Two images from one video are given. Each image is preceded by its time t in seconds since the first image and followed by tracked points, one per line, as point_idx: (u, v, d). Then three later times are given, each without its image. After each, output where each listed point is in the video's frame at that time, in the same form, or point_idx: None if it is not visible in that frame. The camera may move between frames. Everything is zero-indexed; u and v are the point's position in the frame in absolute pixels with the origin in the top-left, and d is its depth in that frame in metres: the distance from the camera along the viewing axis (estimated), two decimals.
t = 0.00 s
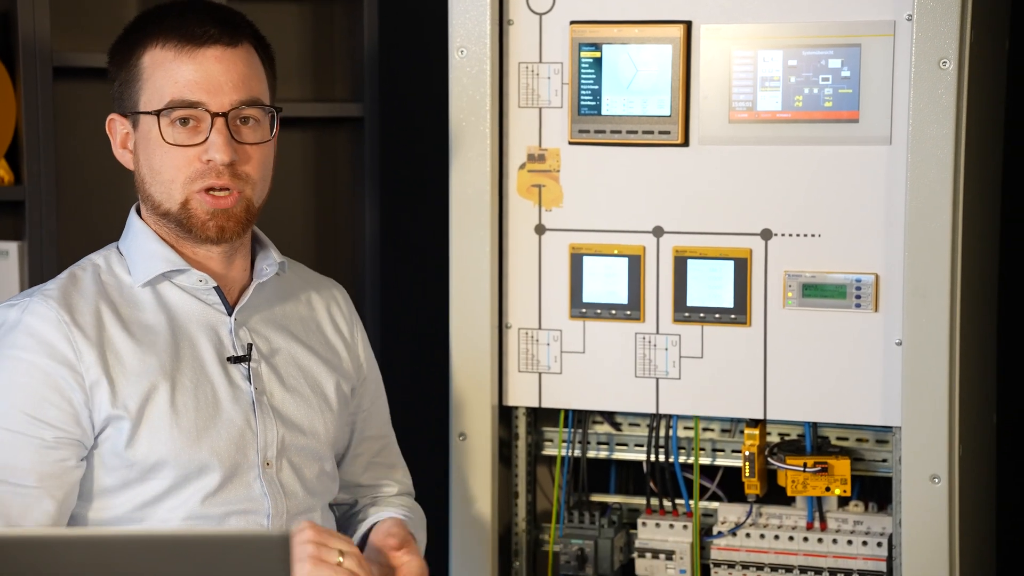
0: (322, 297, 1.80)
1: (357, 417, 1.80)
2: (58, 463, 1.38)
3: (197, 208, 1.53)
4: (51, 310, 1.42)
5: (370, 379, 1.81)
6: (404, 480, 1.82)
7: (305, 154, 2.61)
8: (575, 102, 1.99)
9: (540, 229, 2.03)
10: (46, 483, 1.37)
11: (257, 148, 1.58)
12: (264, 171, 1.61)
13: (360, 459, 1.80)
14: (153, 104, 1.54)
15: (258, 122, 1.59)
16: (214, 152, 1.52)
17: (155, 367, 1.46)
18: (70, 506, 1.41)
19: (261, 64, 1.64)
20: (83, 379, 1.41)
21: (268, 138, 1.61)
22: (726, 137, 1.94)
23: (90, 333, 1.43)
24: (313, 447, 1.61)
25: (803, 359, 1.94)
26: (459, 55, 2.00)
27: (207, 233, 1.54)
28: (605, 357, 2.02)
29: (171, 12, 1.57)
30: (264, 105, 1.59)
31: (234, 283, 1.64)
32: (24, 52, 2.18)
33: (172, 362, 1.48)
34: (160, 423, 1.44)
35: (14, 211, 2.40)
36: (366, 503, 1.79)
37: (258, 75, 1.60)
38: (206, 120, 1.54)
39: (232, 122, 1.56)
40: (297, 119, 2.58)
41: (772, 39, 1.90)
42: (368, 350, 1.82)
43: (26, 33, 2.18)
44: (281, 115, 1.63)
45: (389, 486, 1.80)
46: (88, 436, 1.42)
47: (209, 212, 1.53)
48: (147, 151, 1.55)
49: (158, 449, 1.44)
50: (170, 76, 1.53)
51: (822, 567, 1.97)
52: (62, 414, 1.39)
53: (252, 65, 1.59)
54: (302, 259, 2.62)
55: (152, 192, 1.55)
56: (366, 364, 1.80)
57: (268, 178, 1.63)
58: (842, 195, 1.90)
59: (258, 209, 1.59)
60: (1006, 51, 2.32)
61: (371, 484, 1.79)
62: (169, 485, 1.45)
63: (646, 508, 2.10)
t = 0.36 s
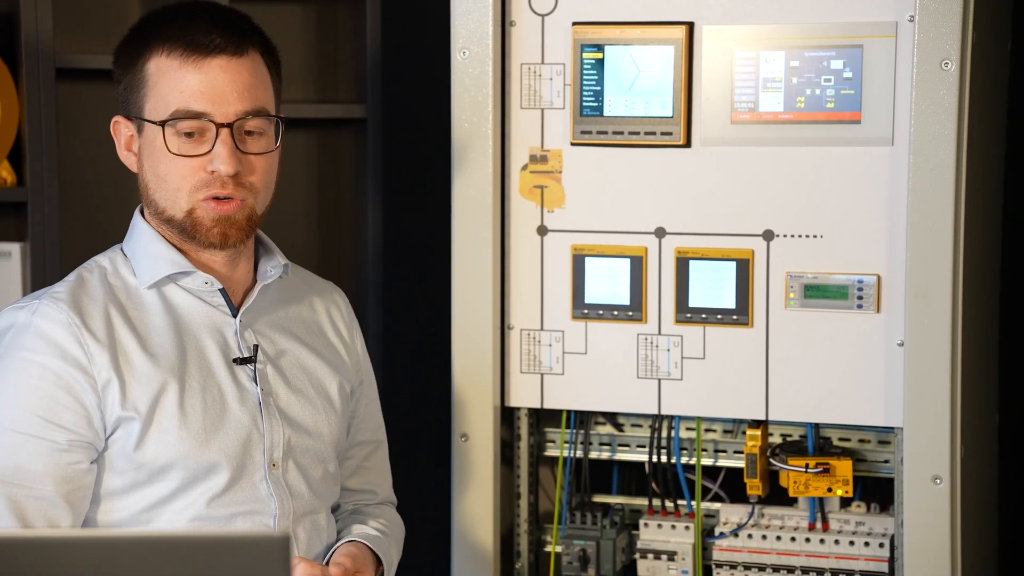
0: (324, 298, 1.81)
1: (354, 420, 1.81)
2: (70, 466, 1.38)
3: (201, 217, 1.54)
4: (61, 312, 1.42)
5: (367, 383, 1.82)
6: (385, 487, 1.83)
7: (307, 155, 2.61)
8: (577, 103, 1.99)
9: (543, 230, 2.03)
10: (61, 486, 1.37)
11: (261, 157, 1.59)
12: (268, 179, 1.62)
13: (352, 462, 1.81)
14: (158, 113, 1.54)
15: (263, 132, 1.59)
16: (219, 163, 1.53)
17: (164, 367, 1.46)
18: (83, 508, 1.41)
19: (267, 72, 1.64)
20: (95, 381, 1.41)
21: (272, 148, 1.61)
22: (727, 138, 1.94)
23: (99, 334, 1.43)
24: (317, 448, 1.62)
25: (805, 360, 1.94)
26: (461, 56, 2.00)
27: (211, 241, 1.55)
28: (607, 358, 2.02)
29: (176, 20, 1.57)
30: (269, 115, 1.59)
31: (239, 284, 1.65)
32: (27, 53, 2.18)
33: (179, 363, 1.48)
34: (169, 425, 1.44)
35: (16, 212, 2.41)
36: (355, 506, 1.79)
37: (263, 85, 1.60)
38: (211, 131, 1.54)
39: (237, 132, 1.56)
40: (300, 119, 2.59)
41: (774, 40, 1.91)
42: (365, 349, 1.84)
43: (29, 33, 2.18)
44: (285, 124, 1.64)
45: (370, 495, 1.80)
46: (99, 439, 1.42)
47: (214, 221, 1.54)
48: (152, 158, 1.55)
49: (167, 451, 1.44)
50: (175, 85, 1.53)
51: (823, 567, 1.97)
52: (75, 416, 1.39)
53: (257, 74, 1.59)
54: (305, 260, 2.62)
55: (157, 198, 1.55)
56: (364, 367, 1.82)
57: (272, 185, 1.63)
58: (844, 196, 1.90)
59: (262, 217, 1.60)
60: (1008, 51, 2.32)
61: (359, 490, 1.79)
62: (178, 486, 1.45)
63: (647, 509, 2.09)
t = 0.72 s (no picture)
0: (325, 298, 1.81)
1: (354, 420, 1.82)
2: (72, 465, 1.39)
3: (209, 221, 1.54)
4: (64, 311, 1.42)
5: (366, 384, 1.82)
6: (384, 485, 1.83)
7: (310, 154, 2.61)
8: (580, 102, 1.99)
9: (545, 230, 2.03)
10: (64, 486, 1.38)
11: (266, 159, 1.59)
12: (273, 180, 1.62)
13: (351, 461, 1.81)
14: (164, 117, 1.54)
15: (268, 134, 1.60)
16: (226, 166, 1.53)
17: (168, 367, 1.46)
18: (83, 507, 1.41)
19: (270, 73, 1.64)
20: (97, 381, 1.41)
21: (277, 150, 1.62)
22: (730, 137, 1.94)
23: (102, 333, 1.43)
24: (318, 448, 1.62)
25: (808, 359, 1.94)
26: (464, 55, 2.00)
27: (219, 244, 1.56)
28: (610, 357, 2.02)
29: (179, 23, 1.57)
30: (274, 116, 1.59)
31: (240, 284, 1.65)
32: (30, 53, 2.18)
33: (182, 363, 1.48)
34: (171, 425, 1.44)
35: (19, 210, 2.41)
36: (354, 505, 1.79)
37: (267, 86, 1.60)
38: (217, 133, 1.54)
39: (243, 135, 1.56)
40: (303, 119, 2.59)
41: (777, 39, 1.90)
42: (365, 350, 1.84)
43: (32, 33, 2.18)
44: (288, 125, 1.65)
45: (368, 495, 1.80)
46: (101, 438, 1.42)
47: (221, 225, 1.55)
48: (158, 162, 1.55)
49: (169, 450, 1.44)
50: (180, 89, 1.53)
51: (827, 567, 1.97)
52: (78, 416, 1.39)
53: (261, 76, 1.59)
54: (308, 260, 2.62)
55: (164, 202, 1.56)
56: (364, 368, 1.82)
57: (276, 186, 1.64)
58: (847, 195, 1.90)
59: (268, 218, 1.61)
60: (1012, 50, 2.31)
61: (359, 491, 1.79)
62: (181, 486, 1.45)
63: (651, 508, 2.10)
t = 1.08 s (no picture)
0: (323, 299, 1.82)
1: (350, 418, 1.82)
2: (70, 468, 1.39)
3: (212, 223, 1.55)
4: (67, 313, 1.42)
5: (363, 384, 1.83)
6: (378, 484, 1.83)
7: (310, 154, 2.61)
8: (580, 102, 2.00)
9: (545, 229, 2.03)
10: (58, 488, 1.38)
11: (270, 161, 1.60)
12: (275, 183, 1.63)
13: (346, 460, 1.81)
14: (168, 117, 1.54)
15: (272, 136, 1.60)
16: (231, 168, 1.53)
17: (172, 370, 1.47)
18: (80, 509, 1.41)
19: (273, 76, 1.64)
20: (100, 383, 1.41)
21: (281, 152, 1.62)
22: (730, 137, 1.94)
23: (106, 336, 1.43)
24: (318, 448, 1.63)
25: (808, 359, 1.94)
26: (464, 55, 2.00)
27: (221, 247, 1.56)
28: (610, 357, 2.02)
29: (185, 23, 1.57)
30: (278, 119, 1.59)
31: (240, 286, 1.66)
32: (30, 53, 2.18)
33: (187, 365, 1.49)
34: (177, 426, 1.45)
35: (19, 210, 2.41)
36: (349, 505, 1.79)
37: (271, 89, 1.61)
38: (221, 135, 1.54)
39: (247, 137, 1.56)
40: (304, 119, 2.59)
41: (777, 39, 1.90)
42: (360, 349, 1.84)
43: (32, 33, 2.18)
44: (292, 128, 1.65)
45: (362, 493, 1.80)
46: (102, 441, 1.42)
47: (224, 227, 1.55)
48: (161, 163, 1.55)
49: (175, 452, 1.44)
50: (185, 90, 1.53)
51: (826, 567, 1.97)
52: (78, 419, 1.39)
53: (266, 78, 1.59)
54: (308, 261, 2.62)
55: (166, 203, 1.56)
56: (360, 368, 1.83)
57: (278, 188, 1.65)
58: (847, 195, 1.90)
59: (270, 221, 1.61)
60: (1012, 50, 2.31)
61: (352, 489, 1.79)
62: (185, 488, 1.46)
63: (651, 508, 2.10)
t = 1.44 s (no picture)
0: (325, 293, 1.85)
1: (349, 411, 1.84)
2: (85, 455, 1.37)
3: (221, 215, 1.55)
4: (76, 305, 1.43)
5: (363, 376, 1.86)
6: (377, 478, 1.84)
7: (311, 153, 2.61)
8: (580, 101, 1.99)
9: (545, 228, 2.03)
10: (71, 474, 1.36)
11: (279, 157, 1.61)
12: (282, 179, 1.64)
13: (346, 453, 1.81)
14: (181, 107, 1.55)
15: (283, 134, 1.61)
16: (243, 160, 1.54)
17: (182, 363, 1.49)
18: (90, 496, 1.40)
19: (285, 74, 1.66)
20: (111, 374, 1.42)
21: (291, 150, 1.63)
22: (730, 136, 1.94)
23: (115, 328, 1.45)
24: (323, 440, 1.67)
25: (808, 357, 1.93)
26: (464, 53, 2.00)
27: (228, 239, 1.57)
28: (610, 356, 2.02)
29: (203, 16, 1.58)
30: (289, 116, 1.60)
31: (245, 279, 1.67)
32: (30, 49, 2.17)
33: (197, 359, 1.52)
34: (191, 419, 1.48)
35: (19, 209, 2.41)
36: (350, 498, 1.79)
37: (283, 85, 1.62)
38: (235, 128, 1.55)
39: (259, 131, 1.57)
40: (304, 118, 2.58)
41: (777, 38, 1.90)
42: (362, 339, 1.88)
43: (32, 30, 2.17)
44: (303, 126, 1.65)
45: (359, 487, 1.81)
46: (113, 428, 1.42)
47: (233, 219, 1.56)
48: (171, 153, 1.56)
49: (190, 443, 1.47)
50: (199, 81, 1.54)
51: (827, 566, 1.97)
52: (89, 407, 1.39)
53: (279, 75, 1.60)
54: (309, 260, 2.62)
55: (173, 194, 1.56)
56: (360, 360, 1.85)
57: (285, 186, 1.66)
58: (847, 194, 1.90)
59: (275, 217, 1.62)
60: (1012, 49, 2.31)
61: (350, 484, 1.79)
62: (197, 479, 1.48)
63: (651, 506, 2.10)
